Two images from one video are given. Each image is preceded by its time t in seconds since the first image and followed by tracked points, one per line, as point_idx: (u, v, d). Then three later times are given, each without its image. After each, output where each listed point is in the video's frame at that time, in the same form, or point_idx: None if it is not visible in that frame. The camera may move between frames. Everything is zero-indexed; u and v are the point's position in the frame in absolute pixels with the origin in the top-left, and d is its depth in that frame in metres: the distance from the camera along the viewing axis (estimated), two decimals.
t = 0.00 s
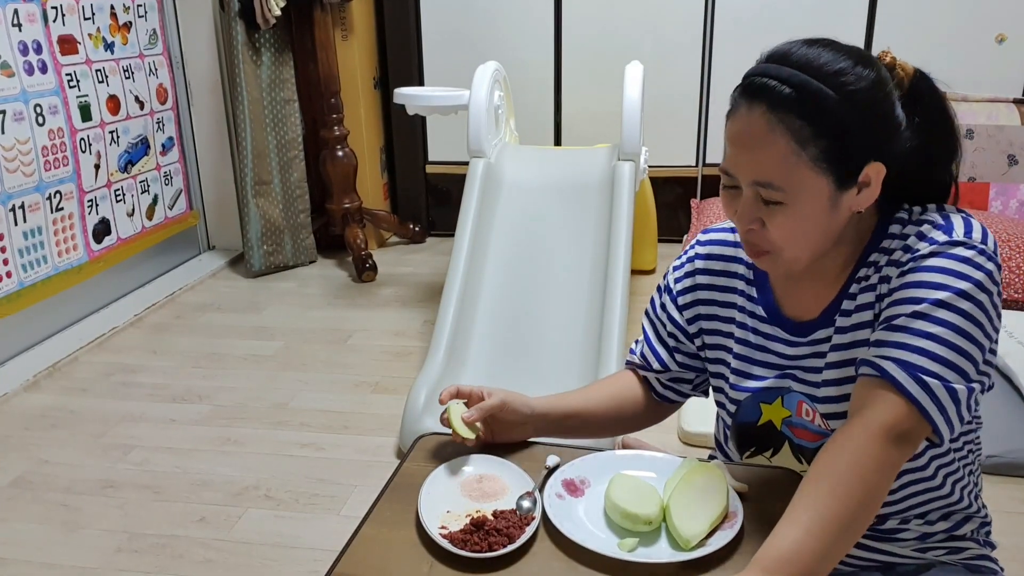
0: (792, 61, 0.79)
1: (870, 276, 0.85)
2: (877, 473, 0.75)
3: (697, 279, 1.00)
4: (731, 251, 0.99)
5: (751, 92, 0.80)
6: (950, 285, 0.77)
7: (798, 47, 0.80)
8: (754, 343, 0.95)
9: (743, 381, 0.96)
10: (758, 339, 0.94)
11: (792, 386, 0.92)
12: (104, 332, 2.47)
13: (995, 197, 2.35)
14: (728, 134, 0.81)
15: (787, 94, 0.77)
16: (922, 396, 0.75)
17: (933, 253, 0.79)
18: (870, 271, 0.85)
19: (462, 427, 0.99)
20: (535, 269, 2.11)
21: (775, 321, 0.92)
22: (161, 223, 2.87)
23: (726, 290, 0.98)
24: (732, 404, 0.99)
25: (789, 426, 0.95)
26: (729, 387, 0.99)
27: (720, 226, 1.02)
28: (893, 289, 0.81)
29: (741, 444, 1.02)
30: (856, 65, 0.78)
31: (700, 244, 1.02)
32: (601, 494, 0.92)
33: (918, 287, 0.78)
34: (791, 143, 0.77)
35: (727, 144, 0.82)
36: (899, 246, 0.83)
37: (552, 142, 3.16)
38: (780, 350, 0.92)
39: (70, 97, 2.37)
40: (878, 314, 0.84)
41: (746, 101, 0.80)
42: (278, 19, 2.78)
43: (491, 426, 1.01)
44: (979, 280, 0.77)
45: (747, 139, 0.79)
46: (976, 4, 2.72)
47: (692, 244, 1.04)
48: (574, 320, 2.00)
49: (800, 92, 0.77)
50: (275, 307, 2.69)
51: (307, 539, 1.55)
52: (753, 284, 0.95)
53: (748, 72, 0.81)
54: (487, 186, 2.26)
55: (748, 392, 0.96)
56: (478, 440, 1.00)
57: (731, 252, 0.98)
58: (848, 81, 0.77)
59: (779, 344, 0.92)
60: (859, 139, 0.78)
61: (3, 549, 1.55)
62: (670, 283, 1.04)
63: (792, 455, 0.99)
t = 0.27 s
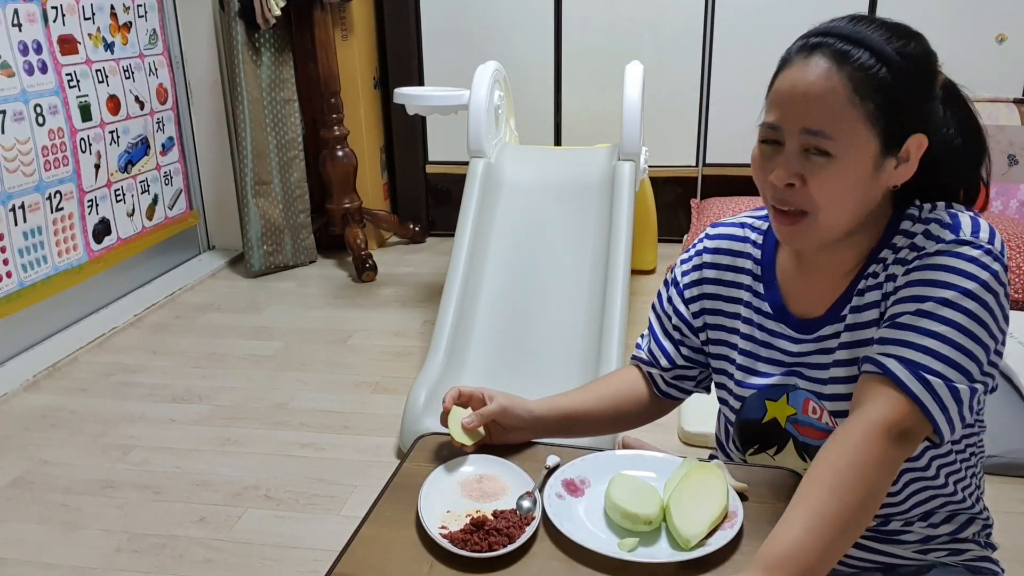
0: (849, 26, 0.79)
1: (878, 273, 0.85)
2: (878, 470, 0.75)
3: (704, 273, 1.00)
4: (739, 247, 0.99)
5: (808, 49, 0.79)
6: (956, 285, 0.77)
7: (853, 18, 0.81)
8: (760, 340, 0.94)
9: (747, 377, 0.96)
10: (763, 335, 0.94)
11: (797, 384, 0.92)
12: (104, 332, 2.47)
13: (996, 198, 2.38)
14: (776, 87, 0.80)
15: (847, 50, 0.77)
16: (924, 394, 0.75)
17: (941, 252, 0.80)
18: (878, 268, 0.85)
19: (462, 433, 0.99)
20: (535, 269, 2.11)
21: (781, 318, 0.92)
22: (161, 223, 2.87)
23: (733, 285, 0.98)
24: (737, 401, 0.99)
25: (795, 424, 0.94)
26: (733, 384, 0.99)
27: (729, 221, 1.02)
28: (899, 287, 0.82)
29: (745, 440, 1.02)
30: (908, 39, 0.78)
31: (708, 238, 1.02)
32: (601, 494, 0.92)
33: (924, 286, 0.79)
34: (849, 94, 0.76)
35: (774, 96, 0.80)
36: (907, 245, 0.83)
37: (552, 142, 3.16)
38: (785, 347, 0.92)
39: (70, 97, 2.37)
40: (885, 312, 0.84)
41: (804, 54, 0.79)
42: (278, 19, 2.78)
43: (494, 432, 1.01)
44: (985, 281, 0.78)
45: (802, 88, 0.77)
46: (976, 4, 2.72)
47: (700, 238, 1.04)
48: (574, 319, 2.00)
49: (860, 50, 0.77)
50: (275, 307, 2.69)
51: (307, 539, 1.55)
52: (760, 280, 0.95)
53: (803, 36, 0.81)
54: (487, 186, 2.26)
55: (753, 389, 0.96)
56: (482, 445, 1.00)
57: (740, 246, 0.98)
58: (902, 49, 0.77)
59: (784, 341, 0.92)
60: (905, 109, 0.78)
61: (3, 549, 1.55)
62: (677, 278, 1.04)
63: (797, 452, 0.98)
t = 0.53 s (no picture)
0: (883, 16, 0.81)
1: (888, 273, 0.85)
2: (881, 469, 0.75)
3: (712, 276, 1.00)
4: (747, 249, 0.98)
5: (848, 34, 0.80)
6: (964, 285, 0.77)
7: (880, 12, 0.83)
8: (770, 342, 0.94)
9: (757, 381, 0.96)
10: (773, 338, 0.94)
11: (808, 386, 0.92)
12: (104, 332, 2.47)
13: (996, 197, 2.37)
14: (822, 69, 0.79)
15: (889, 35, 0.78)
16: (929, 395, 0.75)
17: (951, 251, 0.80)
18: (889, 268, 0.85)
19: (462, 433, 0.99)
20: (536, 269, 2.11)
21: (791, 321, 0.92)
22: (161, 223, 2.87)
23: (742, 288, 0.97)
24: (744, 404, 0.99)
25: (806, 426, 0.94)
26: (741, 387, 0.99)
27: (733, 223, 1.02)
28: (909, 286, 0.82)
29: (755, 444, 1.02)
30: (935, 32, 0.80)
31: (715, 240, 1.01)
32: (601, 494, 0.92)
33: (933, 286, 0.79)
34: (898, 76, 0.77)
35: (816, 76, 0.80)
36: (916, 244, 0.83)
37: (552, 142, 3.16)
38: (796, 349, 0.92)
39: (70, 97, 2.37)
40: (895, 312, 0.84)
41: (847, 37, 0.80)
42: (278, 19, 2.78)
43: (496, 432, 1.01)
44: (993, 281, 0.78)
45: (852, 67, 0.77)
46: (975, 4, 2.72)
47: (705, 241, 1.04)
48: (576, 318, 2.00)
49: (901, 36, 0.78)
50: (275, 307, 2.69)
51: (307, 539, 1.55)
52: (769, 282, 0.95)
53: (836, 24, 0.82)
54: (487, 187, 2.26)
55: (762, 392, 0.96)
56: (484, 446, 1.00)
57: (746, 248, 0.98)
58: (935, 41, 0.79)
59: (794, 344, 0.92)
60: (937, 99, 0.79)
61: (3, 549, 1.55)
62: (683, 281, 1.04)
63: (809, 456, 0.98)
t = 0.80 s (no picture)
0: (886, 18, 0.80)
1: (889, 273, 0.85)
2: (881, 470, 0.75)
3: (711, 279, 1.00)
4: (746, 251, 0.98)
5: (852, 36, 0.80)
6: (965, 285, 0.77)
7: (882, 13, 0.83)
8: (770, 345, 0.94)
9: (757, 383, 0.96)
10: (774, 340, 0.94)
11: (807, 388, 0.92)
12: (104, 332, 2.47)
13: (996, 197, 2.36)
14: (828, 74, 0.79)
15: (893, 37, 0.78)
16: (929, 395, 0.75)
17: (952, 251, 0.80)
18: (890, 268, 0.85)
19: (463, 433, 0.99)
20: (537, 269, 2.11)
21: (791, 323, 0.92)
22: (161, 223, 2.87)
23: (742, 291, 0.97)
24: (744, 406, 0.99)
25: (805, 427, 0.95)
26: (740, 389, 0.99)
27: (733, 225, 1.02)
28: (909, 286, 0.82)
29: (755, 445, 1.02)
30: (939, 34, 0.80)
31: (715, 243, 1.01)
32: (601, 494, 0.92)
33: (934, 286, 0.79)
34: (901, 82, 0.77)
35: (819, 81, 0.80)
36: (918, 244, 0.84)
37: (552, 142, 3.16)
38: (796, 352, 0.92)
39: (70, 97, 2.37)
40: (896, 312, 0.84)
41: (850, 41, 0.79)
42: (278, 19, 2.78)
43: (496, 432, 1.01)
44: (995, 281, 0.78)
45: (855, 73, 0.77)
46: (975, 4, 2.72)
47: (705, 243, 1.04)
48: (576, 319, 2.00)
49: (904, 39, 0.78)
50: (275, 307, 2.69)
51: (307, 539, 1.55)
52: (769, 284, 0.95)
53: (839, 25, 0.82)
54: (488, 187, 2.26)
55: (762, 394, 0.96)
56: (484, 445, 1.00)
57: (746, 250, 0.98)
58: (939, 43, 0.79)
59: (795, 346, 0.92)
60: (942, 102, 0.79)
61: (3, 549, 1.55)
62: (684, 284, 1.04)
63: (809, 457, 0.98)
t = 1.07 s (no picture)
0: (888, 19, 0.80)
1: (890, 274, 0.85)
2: (881, 470, 0.75)
3: (712, 280, 1.00)
4: (746, 252, 0.98)
5: (857, 39, 0.79)
6: (966, 286, 0.77)
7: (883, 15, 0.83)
8: (771, 346, 0.94)
9: (758, 384, 0.96)
10: (774, 341, 0.94)
11: (808, 389, 0.92)
12: (104, 332, 2.47)
13: (996, 197, 2.36)
14: (839, 76, 0.78)
15: (900, 40, 0.78)
16: (930, 395, 0.75)
17: (953, 252, 0.80)
18: (891, 269, 0.85)
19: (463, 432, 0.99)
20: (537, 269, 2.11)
21: (792, 324, 0.92)
22: (161, 223, 2.88)
23: (742, 292, 0.97)
24: (744, 407, 0.99)
25: (805, 428, 0.94)
26: (740, 391, 0.99)
27: (733, 227, 1.02)
28: (910, 287, 0.82)
29: (756, 446, 1.02)
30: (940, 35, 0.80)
31: (714, 244, 1.01)
32: (601, 494, 0.92)
33: (935, 286, 0.79)
34: (911, 84, 0.77)
35: (829, 85, 0.79)
36: (919, 245, 0.84)
37: (552, 142, 3.16)
38: (797, 353, 0.92)
39: (70, 97, 2.37)
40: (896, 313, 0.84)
41: (857, 44, 0.79)
42: (278, 19, 2.78)
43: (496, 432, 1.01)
44: (996, 282, 0.78)
45: (866, 77, 0.77)
46: (975, 4, 2.72)
47: (705, 244, 1.04)
48: (575, 319, 2.00)
49: (910, 41, 0.78)
50: (275, 307, 2.69)
51: (307, 539, 1.55)
52: (770, 285, 0.95)
53: (842, 26, 0.82)
54: (488, 187, 2.26)
55: (762, 395, 0.96)
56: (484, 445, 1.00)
57: (746, 252, 0.98)
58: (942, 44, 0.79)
59: (795, 347, 0.92)
60: (947, 103, 0.80)
61: (3, 549, 1.55)
62: (683, 285, 1.03)
63: (809, 458, 0.98)
